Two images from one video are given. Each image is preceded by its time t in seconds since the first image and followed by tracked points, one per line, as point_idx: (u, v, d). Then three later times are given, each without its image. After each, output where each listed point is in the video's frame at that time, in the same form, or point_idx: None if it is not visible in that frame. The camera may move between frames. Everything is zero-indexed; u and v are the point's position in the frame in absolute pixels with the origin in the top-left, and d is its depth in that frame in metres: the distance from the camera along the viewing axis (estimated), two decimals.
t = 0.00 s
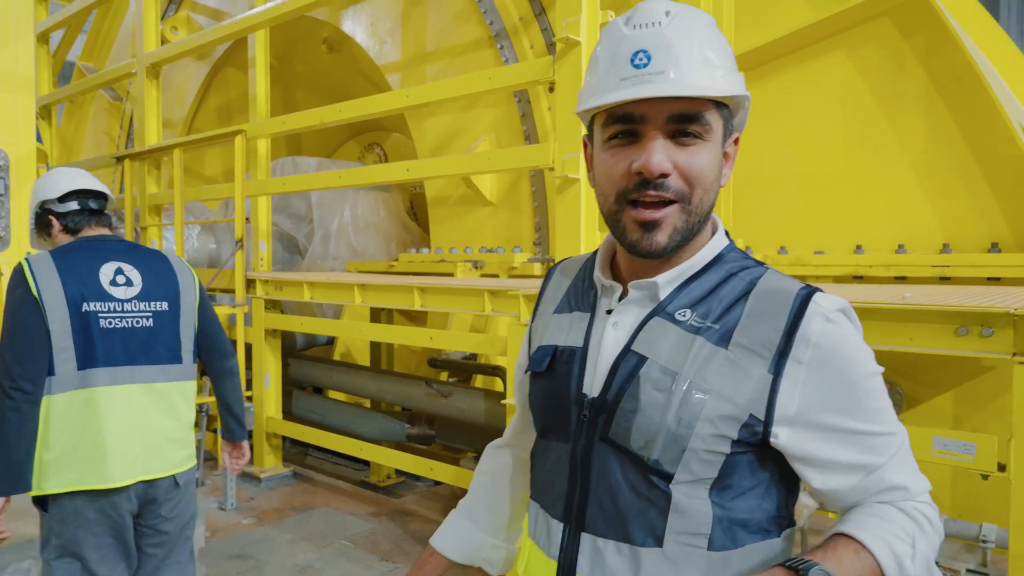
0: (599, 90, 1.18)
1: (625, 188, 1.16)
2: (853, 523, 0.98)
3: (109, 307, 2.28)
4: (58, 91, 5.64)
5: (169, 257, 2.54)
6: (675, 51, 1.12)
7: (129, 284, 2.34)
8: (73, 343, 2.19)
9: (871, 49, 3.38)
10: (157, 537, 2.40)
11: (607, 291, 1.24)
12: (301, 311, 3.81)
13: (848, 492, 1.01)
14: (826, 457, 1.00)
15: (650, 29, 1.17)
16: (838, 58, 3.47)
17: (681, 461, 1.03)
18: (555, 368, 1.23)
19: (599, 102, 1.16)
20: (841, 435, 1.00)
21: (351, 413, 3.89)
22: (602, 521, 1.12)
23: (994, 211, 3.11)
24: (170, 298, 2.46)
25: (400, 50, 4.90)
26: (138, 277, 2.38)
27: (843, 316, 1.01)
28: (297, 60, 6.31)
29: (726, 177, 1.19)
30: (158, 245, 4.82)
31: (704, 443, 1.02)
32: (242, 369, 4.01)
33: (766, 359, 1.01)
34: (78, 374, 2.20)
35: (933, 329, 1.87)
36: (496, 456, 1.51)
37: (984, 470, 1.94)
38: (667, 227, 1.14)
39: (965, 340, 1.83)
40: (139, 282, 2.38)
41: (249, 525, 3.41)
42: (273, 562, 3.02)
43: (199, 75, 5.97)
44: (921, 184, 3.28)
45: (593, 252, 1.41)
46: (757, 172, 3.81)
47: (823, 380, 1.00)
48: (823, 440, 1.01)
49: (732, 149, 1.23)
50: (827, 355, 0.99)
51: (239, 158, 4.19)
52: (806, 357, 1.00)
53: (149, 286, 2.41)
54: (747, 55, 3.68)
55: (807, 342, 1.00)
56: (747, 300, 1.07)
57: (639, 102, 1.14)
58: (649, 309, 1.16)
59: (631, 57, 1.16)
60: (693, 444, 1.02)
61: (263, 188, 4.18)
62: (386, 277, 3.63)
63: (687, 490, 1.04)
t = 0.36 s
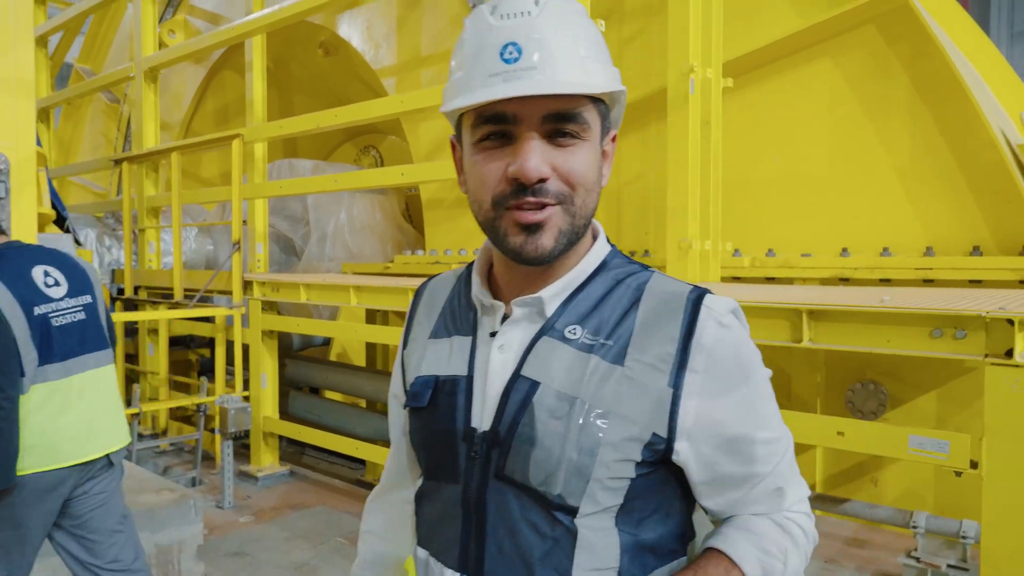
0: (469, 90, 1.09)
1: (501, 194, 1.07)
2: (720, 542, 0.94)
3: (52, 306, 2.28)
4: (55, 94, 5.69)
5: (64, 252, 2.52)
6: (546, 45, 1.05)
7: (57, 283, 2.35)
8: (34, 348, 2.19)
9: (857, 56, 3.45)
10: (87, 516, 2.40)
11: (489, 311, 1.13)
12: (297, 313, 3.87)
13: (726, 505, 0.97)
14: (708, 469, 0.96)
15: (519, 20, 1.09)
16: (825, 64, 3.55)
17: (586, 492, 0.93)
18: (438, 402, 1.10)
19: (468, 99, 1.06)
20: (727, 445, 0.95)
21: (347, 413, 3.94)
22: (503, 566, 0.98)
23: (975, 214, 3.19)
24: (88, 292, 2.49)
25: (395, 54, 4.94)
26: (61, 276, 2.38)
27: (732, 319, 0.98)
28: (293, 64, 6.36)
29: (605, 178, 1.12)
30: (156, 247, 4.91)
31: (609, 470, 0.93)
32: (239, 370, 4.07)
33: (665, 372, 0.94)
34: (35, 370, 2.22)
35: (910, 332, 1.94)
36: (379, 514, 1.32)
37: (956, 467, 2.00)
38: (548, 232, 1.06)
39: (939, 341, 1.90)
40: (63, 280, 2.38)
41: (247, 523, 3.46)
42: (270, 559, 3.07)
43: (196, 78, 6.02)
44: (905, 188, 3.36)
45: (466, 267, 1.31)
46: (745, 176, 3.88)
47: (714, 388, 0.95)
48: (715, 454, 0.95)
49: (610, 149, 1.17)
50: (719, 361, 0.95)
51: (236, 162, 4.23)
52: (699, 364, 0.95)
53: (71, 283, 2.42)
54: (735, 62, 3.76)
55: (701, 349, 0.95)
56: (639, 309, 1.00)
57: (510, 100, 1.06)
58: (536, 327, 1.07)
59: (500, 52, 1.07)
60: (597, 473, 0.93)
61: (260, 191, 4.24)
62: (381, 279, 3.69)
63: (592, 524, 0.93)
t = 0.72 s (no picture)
0: (364, 97, 1.08)
1: (401, 205, 1.04)
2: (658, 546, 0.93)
3: None
4: (60, 98, 5.78)
5: None
6: (443, 50, 1.03)
7: None
8: None
9: (846, 64, 3.54)
10: None
11: (397, 331, 1.11)
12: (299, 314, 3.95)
13: (650, 513, 0.96)
14: (627, 475, 0.97)
15: (414, 25, 1.07)
16: (814, 71, 3.64)
17: (506, 515, 0.93)
18: (352, 428, 1.08)
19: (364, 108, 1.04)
20: (645, 451, 0.96)
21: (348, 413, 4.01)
22: None
23: (960, 219, 3.28)
24: None
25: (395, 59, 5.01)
26: None
27: (646, 323, 0.99)
28: (294, 68, 6.45)
29: (512, 185, 1.10)
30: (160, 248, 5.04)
31: (526, 491, 0.93)
32: (242, 369, 4.15)
33: (578, 385, 0.95)
34: None
35: (890, 334, 2.03)
36: (299, 530, 1.33)
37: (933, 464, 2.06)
38: (451, 244, 1.03)
39: (917, 344, 1.98)
40: None
41: (250, 519, 3.54)
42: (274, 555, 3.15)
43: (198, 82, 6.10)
44: (892, 192, 3.44)
45: (376, 283, 1.28)
46: (737, 181, 3.98)
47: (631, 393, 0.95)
48: (635, 461, 0.96)
49: (516, 153, 1.15)
50: (632, 369, 0.95)
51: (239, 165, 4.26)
52: (613, 374, 0.95)
53: None
54: (723, 70, 3.90)
55: (614, 358, 0.96)
56: (550, 320, 1.00)
57: (407, 107, 1.03)
58: (447, 344, 1.06)
59: (395, 57, 1.06)
60: (514, 494, 0.93)
61: (263, 195, 4.31)
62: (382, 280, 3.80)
63: (512, 544, 0.94)
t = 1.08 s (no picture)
0: (360, 125, 1.15)
1: (393, 222, 1.12)
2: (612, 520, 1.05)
3: None
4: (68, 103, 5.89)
5: None
6: (432, 84, 1.12)
7: None
8: None
9: (835, 73, 3.66)
10: None
11: (385, 338, 1.18)
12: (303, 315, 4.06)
13: (609, 492, 1.09)
14: (591, 461, 1.08)
15: (405, 61, 1.16)
16: (804, 80, 3.76)
17: (492, 498, 1.01)
18: (344, 426, 1.15)
19: (359, 134, 1.11)
20: (607, 439, 1.07)
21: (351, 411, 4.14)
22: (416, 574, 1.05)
23: (945, 224, 3.39)
24: None
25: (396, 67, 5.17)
26: None
27: (608, 327, 1.10)
28: (296, 73, 6.55)
29: (491, 205, 1.20)
30: (167, 250, 5.17)
31: (509, 477, 1.02)
32: (247, 369, 4.26)
33: (552, 381, 1.05)
34: None
35: (868, 335, 2.14)
36: (279, 524, 1.39)
37: (908, 459, 2.17)
38: (439, 260, 1.11)
39: (894, 344, 2.10)
40: None
41: (257, 514, 3.66)
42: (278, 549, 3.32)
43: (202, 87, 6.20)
44: (878, 197, 3.56)
45: (356, 292, 1.34)
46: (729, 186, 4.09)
47: (597, 388, 1.06)
48: (600, 450, 1.07)
49: (491, 177, 1.25)
50: (598, 369, 1.06)
51: (244, 169, 4.40)
52: (581, 373, 1.06)
53: None
54: (716, 79, 4.00)
55: (581, 358, 1.06)
56: (524, 324, 1.10)
57: (399, 134, 1.12)
58: (432, 349, 1.14)
59: (388, 90, 1.14)
60: (499, 480, 1.02)
61: (267, 199, 4.42)
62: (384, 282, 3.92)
63: (496, 524, 1.03)
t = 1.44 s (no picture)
0: (396, 137, 1.24)
1: (423, 220, 1.22)
2: (619, 489, 1.16)
3: None
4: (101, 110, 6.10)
5: None
6: (462, 103, 1.22)
7: None
8: None
9: (848, 78, 3.78)
10: None
11: (413, 326, 1.27)
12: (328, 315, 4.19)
13: (613, 465, 1.19)
14: (598, 438, 1.18)
15: (439, 83, 1.26)
16: (819, 85, 3.87)
17: (510, 464, 1.13)
18: (377, 403, 1.24)
19: (396, 142, 1.22)
20: (611, 417, 1.18)
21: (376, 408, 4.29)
22: (443, 534, 1.14)
23: (959, 226, 3.46)
24: None
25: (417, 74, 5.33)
26: None
27: (609, 323, 1.22)
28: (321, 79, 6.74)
29: (510, 210, 1.30)
30: (197, 253, 5.35)
31: (527, 445, 1.13)
32: (275, 367, 4.40)
33: (562, 364, 1.16)
34: None
35: (875, 335, 2.27)
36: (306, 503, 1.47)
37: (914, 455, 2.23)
38: (463, 255, 1.21)
39: (899, 343, 2.22)
40: None
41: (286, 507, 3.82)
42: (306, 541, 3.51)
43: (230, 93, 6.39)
44: (892, 199, 3.65)
45: (383, 289, 1.43)
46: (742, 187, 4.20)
47: (603, 373, 1.18)
48: (604, 428, 1.18)
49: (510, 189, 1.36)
50: (603, 355, 1.18)
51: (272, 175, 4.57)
52: (587, 358, 1.17)
53: None
54: (733, 84, 4.11)
55: (587, 346, 1.18)
56: (538, 316, 1.21)
57: (432, 143, 1.22)
58: (458, 335, 1.24)
59: (423, 106, 1.23)
60: (518, 447, 1.13)
61: (293, 204, 4.58)
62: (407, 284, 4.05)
63: (514, 487, 1.14)
